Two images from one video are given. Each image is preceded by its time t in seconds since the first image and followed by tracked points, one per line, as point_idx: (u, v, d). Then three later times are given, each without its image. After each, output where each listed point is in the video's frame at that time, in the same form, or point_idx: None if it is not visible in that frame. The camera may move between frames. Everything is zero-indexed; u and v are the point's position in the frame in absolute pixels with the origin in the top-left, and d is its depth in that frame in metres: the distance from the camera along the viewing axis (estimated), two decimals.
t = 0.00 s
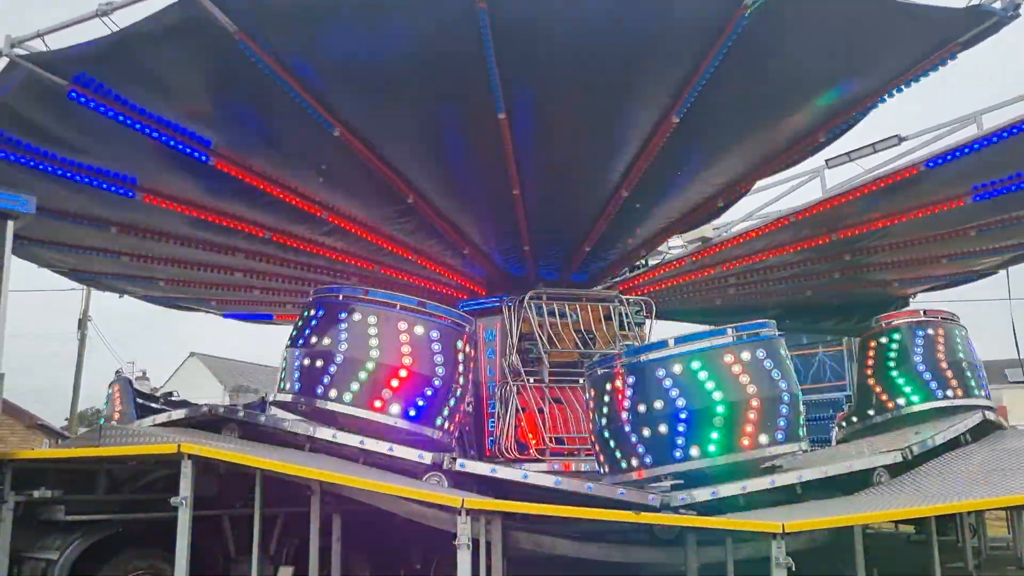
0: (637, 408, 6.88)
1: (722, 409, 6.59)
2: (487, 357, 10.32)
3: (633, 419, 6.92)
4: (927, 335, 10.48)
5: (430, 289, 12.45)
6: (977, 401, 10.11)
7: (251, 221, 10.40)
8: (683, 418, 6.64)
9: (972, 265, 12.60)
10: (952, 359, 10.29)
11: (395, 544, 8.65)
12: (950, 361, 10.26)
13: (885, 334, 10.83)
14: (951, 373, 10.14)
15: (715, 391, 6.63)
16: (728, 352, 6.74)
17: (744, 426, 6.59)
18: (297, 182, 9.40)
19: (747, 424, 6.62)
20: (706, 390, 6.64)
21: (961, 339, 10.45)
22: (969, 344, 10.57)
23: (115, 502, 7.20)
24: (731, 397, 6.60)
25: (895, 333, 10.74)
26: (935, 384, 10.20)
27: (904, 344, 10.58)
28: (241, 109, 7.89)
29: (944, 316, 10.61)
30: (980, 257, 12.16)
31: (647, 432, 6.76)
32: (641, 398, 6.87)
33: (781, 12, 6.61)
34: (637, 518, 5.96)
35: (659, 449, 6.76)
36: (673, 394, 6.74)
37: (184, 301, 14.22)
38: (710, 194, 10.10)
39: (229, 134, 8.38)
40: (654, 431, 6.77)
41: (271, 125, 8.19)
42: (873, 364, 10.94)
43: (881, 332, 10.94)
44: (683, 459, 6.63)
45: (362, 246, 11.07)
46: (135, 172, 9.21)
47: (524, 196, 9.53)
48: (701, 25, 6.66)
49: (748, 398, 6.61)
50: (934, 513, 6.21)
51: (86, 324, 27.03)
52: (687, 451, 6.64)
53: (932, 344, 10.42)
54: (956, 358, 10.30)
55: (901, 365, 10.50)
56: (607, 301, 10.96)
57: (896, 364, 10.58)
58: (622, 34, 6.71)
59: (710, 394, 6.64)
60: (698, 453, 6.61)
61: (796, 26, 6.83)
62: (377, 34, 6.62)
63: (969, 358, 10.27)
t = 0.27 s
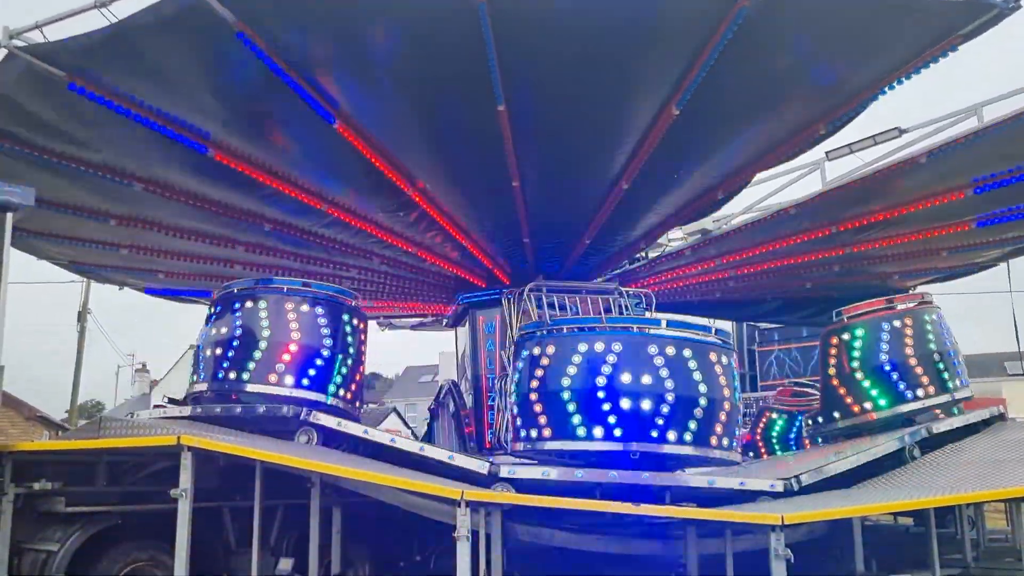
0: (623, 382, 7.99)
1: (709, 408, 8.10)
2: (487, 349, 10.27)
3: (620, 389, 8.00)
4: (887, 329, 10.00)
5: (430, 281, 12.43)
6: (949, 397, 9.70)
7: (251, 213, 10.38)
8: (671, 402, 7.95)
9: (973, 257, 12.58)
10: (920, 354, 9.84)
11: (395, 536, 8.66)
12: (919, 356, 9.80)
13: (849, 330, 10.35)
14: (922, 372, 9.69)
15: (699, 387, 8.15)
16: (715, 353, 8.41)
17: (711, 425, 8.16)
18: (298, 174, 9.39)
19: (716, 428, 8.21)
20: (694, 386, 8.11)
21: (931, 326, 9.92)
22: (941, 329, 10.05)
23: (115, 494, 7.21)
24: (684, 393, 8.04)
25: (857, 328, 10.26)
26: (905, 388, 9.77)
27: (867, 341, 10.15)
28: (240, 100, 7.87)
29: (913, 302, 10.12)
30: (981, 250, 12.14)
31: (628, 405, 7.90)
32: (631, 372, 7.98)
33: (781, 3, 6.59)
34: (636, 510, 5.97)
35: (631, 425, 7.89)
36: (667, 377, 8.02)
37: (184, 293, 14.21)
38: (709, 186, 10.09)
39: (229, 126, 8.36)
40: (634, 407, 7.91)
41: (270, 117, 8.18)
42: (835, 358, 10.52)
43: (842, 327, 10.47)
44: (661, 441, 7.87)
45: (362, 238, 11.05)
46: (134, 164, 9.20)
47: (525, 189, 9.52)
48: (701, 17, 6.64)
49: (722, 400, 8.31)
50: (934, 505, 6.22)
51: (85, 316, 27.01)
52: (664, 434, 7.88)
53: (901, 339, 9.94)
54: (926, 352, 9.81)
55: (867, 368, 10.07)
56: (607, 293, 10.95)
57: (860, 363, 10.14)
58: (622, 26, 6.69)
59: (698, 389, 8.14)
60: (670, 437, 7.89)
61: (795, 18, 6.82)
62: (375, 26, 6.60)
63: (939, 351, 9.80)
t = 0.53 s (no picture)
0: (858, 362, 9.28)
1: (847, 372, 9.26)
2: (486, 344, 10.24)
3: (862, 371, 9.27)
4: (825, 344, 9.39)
5: (429, 275, 12.44)
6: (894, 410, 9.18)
7: (249, 208, 10.38)
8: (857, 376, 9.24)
9: (972, 251, 12.58)
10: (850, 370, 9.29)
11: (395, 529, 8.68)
12: (848, 373, 9.26)
13: (778, 343, 9.68)
14: (851, 389, 9.18)
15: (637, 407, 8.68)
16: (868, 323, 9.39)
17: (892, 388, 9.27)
18: (296, 168, 9.38)
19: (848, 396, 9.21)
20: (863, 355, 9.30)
21: (864, 334, 9.36)
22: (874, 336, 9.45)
23: (114, 488, 7.21)
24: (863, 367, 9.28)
25: (781, 343, 9.64)
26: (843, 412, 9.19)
27: (791, 357, 9.57)
28: (238, 94, 7.87)
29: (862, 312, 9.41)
30: (980, 243, 12.14)
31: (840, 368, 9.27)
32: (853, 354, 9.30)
33: None
34: (635, 503, 5.97)
35: (593, 427, 8.14)
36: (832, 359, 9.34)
37: (184, 288, 14.21)
38: (708, 180, 10.09)
39: (228, 121, 8.36)
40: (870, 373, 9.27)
41: (269, 112, 8.18)
42: (762, 372, 9.91)
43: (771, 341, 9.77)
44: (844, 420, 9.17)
45: (361, 232, 11.05)
46: (133, 159, 9.19)
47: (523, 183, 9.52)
48: (700, 10, 6.64)
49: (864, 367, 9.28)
50: (932, 498, 6.24)
51: (85, 311, 27.00)
52: (840, 414, 9.21)
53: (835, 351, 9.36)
54: (857, 366, 9.28)
55: (790, 389, 9.55)
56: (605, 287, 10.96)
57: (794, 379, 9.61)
58: (620, 20, 6.69)
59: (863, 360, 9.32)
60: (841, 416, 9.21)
61: (794, 12, 6.81)
62: (373, 20, 6.59)
63: (869, 365, 9.25)
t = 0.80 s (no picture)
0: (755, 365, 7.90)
1: (785, 365, 7.94)
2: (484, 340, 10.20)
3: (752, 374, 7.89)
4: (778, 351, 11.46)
5: (428, 271, 12.44)
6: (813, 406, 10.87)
7: (248, 203, 10.36)
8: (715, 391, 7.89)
9: (971, 246, 12.58)
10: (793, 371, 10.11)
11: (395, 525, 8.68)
12: (721, 387, 7.89)
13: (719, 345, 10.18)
14: (718, 405, 7.81)
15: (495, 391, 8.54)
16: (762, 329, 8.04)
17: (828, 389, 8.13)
18: (294, 164, 9.37)
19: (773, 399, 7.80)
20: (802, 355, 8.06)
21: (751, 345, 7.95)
22: (800, 346, 8.12)
23: (114, 485, 7.20)
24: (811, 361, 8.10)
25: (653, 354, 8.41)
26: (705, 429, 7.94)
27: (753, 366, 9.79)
28: (237, 90, 7.85)
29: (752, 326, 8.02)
30: (979, 238, 12.14)
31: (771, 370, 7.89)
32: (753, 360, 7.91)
33: None
34: (636, 498, 5.98)
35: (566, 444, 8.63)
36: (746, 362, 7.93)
37: (183, 284, 14.20)
38: (708, 175, 10.08)
39: (226, 117, 8.35)
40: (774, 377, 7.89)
41: (266, 108, 8.17)
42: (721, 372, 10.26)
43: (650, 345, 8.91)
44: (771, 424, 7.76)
45: (360, 228, 11.04)
46: (131, 156, 9.18)
47: (522, 178, 9.51)
48: (700, 5, 6.62)
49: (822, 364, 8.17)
50: (930, 492, 6.25)
51: (85, 308, 27.00)
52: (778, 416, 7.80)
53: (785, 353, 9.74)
54: (764, 374, 7.92)
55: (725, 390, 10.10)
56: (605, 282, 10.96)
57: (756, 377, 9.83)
58: (619, 16, 6.67)
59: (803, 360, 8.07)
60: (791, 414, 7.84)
61: (794, 6, 6.80)
62: (372, 16, 6.58)
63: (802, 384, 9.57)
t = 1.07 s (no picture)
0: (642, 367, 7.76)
1: (702, 380, 7.83)
2: (486, 335, 10.40)
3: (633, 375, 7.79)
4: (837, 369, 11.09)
5: (430, 267, 12.44)
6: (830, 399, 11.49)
7: (248, 199, 10.36)
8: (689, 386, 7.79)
9: (971, 241, 12.58)
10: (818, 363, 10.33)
11: (396, 520, 8.69)
12: (563, 378, 8.05)
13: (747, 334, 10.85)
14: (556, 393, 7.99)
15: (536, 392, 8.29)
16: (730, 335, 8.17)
17: (730, 413, 7.95)
18: (293, 160, 9.37)
19: (734, 405, 8.01)
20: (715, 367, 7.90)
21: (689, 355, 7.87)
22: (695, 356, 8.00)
23: (115, 480, 7.22)
24: (706, 377, 7.86)
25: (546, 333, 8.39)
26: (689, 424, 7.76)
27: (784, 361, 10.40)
28: (237, 87, 7.86)
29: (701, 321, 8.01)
30: (980, 233, 12.13)
31: (649, 390, 7.72)
32: (652, 358, 7.79)
33: None
34: (636, 492, 5.99)
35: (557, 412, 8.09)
36: (650, 360, 7.83)
37: (183, 280, 14.20)
38: (708, 170, 10.07)
39: (225, 113, 8.35)
40: (651, 393, 7.74)
41: (265, 104, 8.17)
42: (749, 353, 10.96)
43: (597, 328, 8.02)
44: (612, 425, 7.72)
45: (361, 224, 11.04)
46: (132, 152, 9.19)
47: (522, 173, 9.51)
48: None
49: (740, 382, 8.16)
50: (930, 487, 6.26)
51: (85, 304, 27.01)
52: (685, 418, 7.74)
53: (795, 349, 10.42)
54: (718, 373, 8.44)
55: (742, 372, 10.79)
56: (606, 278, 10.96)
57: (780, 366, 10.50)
58: (619, 11, 6.67)
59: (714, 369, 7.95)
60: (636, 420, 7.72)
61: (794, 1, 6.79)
62: (372, 11, 6.57)
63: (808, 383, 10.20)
